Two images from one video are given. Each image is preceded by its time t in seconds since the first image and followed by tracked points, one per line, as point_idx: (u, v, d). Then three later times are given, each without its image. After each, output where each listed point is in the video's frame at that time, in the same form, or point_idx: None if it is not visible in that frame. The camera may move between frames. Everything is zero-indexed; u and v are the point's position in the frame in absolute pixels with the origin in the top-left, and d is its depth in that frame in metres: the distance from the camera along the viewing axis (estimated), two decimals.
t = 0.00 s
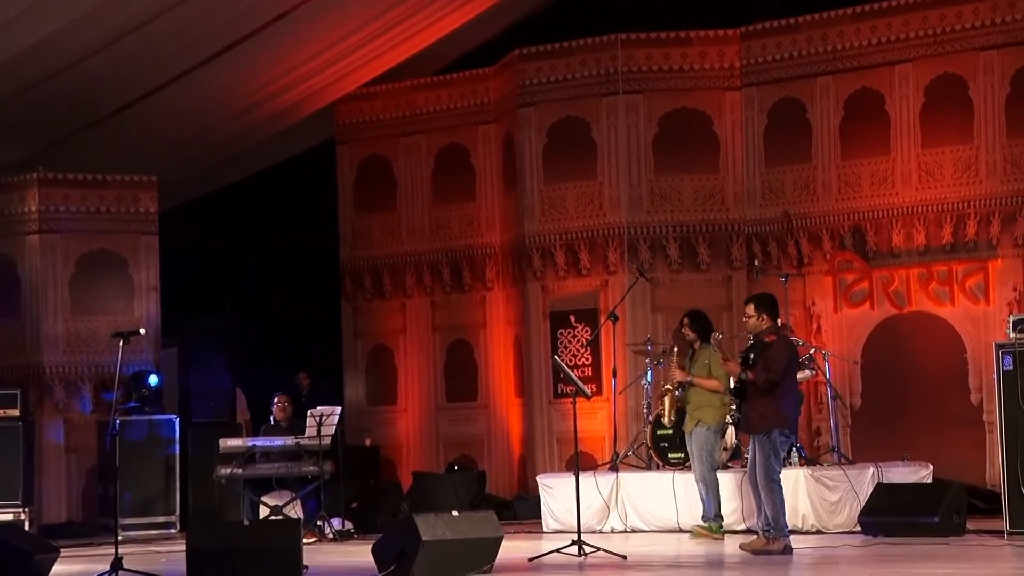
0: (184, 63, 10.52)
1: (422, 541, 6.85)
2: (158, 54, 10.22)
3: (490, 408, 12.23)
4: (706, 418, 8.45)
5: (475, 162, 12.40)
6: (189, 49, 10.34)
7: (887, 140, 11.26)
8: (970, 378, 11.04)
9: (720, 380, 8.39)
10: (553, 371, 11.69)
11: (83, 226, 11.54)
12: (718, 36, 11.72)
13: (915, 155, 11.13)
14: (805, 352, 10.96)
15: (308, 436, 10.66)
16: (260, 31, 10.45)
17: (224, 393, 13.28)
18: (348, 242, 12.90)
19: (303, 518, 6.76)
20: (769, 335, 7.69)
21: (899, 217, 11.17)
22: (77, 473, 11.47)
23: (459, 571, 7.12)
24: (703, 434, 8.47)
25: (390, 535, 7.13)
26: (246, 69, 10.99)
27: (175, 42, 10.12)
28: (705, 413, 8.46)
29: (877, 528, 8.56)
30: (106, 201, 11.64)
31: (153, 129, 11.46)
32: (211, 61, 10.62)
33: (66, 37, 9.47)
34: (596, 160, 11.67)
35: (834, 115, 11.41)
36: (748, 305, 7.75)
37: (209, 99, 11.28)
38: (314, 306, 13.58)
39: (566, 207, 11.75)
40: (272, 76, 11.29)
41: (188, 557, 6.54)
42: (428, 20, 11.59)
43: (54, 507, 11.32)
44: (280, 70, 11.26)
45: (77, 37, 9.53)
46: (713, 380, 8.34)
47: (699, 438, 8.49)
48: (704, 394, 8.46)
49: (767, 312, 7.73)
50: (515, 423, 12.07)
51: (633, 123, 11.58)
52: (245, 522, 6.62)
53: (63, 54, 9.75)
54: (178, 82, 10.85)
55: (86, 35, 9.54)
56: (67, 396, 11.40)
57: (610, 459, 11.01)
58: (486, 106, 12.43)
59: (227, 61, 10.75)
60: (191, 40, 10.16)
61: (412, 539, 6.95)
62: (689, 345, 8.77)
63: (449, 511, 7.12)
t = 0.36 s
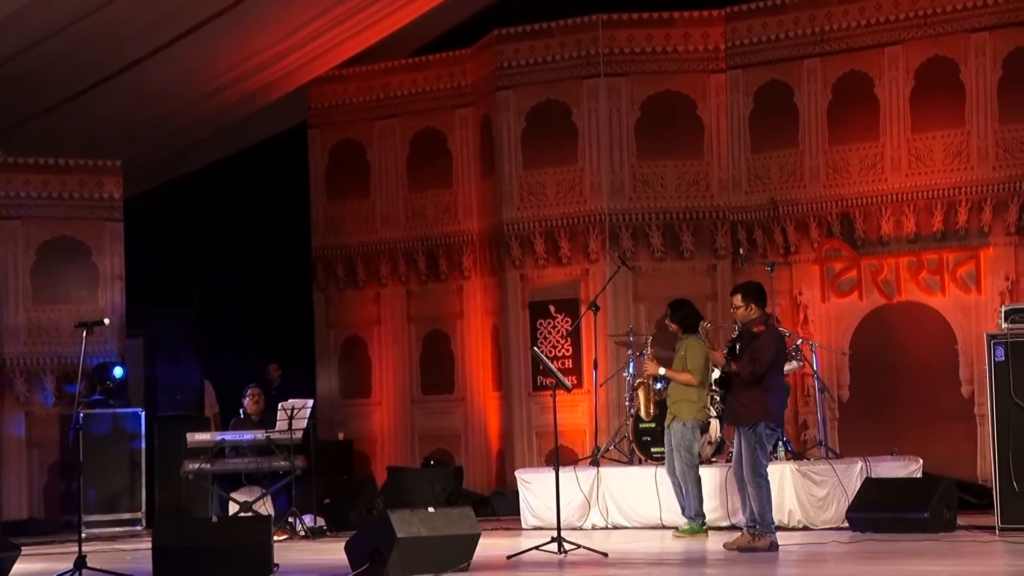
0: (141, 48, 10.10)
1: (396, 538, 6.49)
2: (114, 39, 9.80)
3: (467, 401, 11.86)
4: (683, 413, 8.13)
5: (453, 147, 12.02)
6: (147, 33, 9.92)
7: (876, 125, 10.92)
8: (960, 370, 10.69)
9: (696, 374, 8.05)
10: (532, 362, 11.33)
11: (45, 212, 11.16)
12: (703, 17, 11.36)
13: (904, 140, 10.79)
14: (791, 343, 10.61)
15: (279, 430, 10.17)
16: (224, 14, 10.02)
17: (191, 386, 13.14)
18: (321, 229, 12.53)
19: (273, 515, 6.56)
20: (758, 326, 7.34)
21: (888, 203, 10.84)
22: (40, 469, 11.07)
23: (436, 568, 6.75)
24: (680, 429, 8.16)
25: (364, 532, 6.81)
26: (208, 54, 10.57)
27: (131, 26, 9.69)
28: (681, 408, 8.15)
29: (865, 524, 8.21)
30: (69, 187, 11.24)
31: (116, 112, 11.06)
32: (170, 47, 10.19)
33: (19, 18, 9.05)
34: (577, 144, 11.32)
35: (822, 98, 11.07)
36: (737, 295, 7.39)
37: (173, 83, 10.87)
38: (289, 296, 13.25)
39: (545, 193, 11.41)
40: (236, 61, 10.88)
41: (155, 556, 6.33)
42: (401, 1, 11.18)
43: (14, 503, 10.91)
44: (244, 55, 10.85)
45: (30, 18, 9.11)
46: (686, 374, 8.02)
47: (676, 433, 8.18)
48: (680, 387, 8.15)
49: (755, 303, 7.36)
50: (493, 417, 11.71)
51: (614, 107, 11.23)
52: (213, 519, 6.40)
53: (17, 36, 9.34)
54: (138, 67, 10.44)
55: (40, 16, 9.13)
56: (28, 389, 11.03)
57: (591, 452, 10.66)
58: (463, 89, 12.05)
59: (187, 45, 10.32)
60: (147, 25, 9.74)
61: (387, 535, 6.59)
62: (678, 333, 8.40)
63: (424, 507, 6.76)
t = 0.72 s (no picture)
0: (102, 36, 9.66)
1: (381, 538, 6.17)
2: (72, 26, 9.38)
3: (452, 395, 11.50)
4: (671, 409, 7.79)
5: (437, 132, 11.66)
6: (107, 20, 9.48)
7: (875, 110, 10.57)
8: (961, 363, 10.34)
9: (683, 371, 7.69)
10: (519, 354, 10.97)
11: (15, 199, 10.78)
12: None
13: (903, 125, 10.45)
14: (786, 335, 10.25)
15: (257, 424, 9.77)
16: None
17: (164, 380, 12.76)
18: (301, 216, 12.17)
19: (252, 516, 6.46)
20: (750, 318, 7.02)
21: (887, 191, 10.50)
22: (9, 464, 10.68)
23: (420, 569, 6.42)
24: (670, 425, 7.82)
25: (346, 530, 6.47)
26: (173, 42, 10.12)
27: (97, 8, 9.21)
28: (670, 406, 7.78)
29: (863, 522, 7.87)
30: (39, 172, 10.87)
31: (86, 97, 10.66)
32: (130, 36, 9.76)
33: None
34: (565, 129, 10.98)
35: (819, 82, 10.72)
36: (730, 283, 6.99)
37: (141, 69, 10.44)
38: (267, 291, 12.90)
39: (532, 179, 11.06)
40: (205, 47, 10.45)
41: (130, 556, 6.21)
42: None
43: None
44: (217, 39, 10.44)
45: None
46: (672, 372, 7.66)
47: (667, 429, 7.83)
48: (669, 383, 7.80)
49: (750, 292, 6.96)
50: (479, 411, 11.35)
51: (604, 91, 10.88)
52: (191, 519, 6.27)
53: None
54: (100, 53, 10.01)
55: None
56: None
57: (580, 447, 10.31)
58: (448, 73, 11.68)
59: (149, 34, 9.88)
60: (105, 14, 9.30)
61: (370, 534, 6.26)
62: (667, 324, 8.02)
63: (409, 505, 6.39)
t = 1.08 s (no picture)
0: (64, 28, 9.20)
1: (366, 539, 5.80)
2: (33, 17, 8.92)
3: (442, 391, 11.15)
4: (670, 404, 7.45)
5: (426, 119, 11.32)
6: (65, 13, 9.02)
7: (879, 96, 10.22)
8: (967, 358, 10.00)
9: (683, 364, 7.35)
10: (511, 349, 10.63)
11: None
12: None
13: (908, 112, 10.11)
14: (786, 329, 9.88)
15: (239, 421, 9.25)
16: None
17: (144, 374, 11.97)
18: (285, 206, 11.81)
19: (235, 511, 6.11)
20: (748, 309, 6.65)
21: (892, 180, 10.16)
22: None
23: (407, 572, 6.05)
24: (669, 422, 7.47)
25: (332, 530, 6.11)
26: (142, 32, 9.70)
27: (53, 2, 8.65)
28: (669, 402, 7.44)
29: (867, 522, 7.50)
30: (15, 160, 10.60)
31: (62, 85, 10.26)
32: (90, 31, 9.31)
33: None
34: (559, 116, 10.63)
35: (821, 68, 10.37)
36: (732, 273, 6.61)
37: (115, 57, 10.05)
38: (246, 286, 12.57)
39: (525, 168, 10.71)
40: (178, 36, 10.03)
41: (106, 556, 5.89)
42: None
43: None
44: (193, 28, 9.95)
45: None
46: (671, 366, 7.30)
47: (666, 426, 7.48)
48: (666, 377, 7.44)
49: (752, 283, 6.63)
50: (469, 408, 11.00)
51: (598, 76, 10.53)
52: (168, 518, 5.93)
53: None
54: (62, 46, 9.58)
55: None
56: None
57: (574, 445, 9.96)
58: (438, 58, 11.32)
59: (114, 26, 9.44)
60: (56, 12, 8.81)
61: (356, 535, 5.89)
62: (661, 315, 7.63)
63: (397, 503, 6.03)
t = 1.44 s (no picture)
0: (28, 10, 8.82)
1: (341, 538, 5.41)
2: None
3: (420, 387, 10.82)
4: (659, 403, 7.09)
5: (404, 107, 10.97)
6: None
7: (872, 83, 9.88)
8: (962, 353, 9.69)
9: (671, 361, 7.04)
10: (492, 344, 10.28)
11: None
12: None
13: (902, 100, 9.78)
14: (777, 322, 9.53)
15: (210, 419, 8.78)
16: None
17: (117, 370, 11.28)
18: (258, 196, 11.45)
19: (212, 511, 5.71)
20: (734, 305, 6.31)
21: (885, 170, 9.83)
22: None
23: None
24: (659, 420, 7.11)
25: (306, 532, 5.71)
26: (108, 15, 9.30)
27: None
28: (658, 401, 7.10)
29: (858, 523, 7.15)
30: None
31: (27, 69, 9.87)
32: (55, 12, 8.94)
33: None
34: (542, 103, 10.28)
35: (812, 54, 10.03)
36: (716, 269, 6.26)
37: (82, 41, 9.66)
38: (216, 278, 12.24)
39: (506, 157, 10.36)
40: (145, 19, 9.63)
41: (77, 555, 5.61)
42: None
43: None
44: (163, 9, 9.60)
45: None
46: (658, 362, 6.99)
47: (656, 425, 7.13)
48: (653, 374, 7.12)
49: (739, 278, 6.28)
50: (449, 405, 10.65)
51: (582, 62, 10.18)
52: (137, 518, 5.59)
53: None
54: (26, 29, 9.19)
55: None
56: None
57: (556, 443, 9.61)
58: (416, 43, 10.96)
59: (80, 7, 9.07)
60: None
61: (330, 535, 5.50)
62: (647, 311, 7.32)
63: (373, 504, 5.64)
